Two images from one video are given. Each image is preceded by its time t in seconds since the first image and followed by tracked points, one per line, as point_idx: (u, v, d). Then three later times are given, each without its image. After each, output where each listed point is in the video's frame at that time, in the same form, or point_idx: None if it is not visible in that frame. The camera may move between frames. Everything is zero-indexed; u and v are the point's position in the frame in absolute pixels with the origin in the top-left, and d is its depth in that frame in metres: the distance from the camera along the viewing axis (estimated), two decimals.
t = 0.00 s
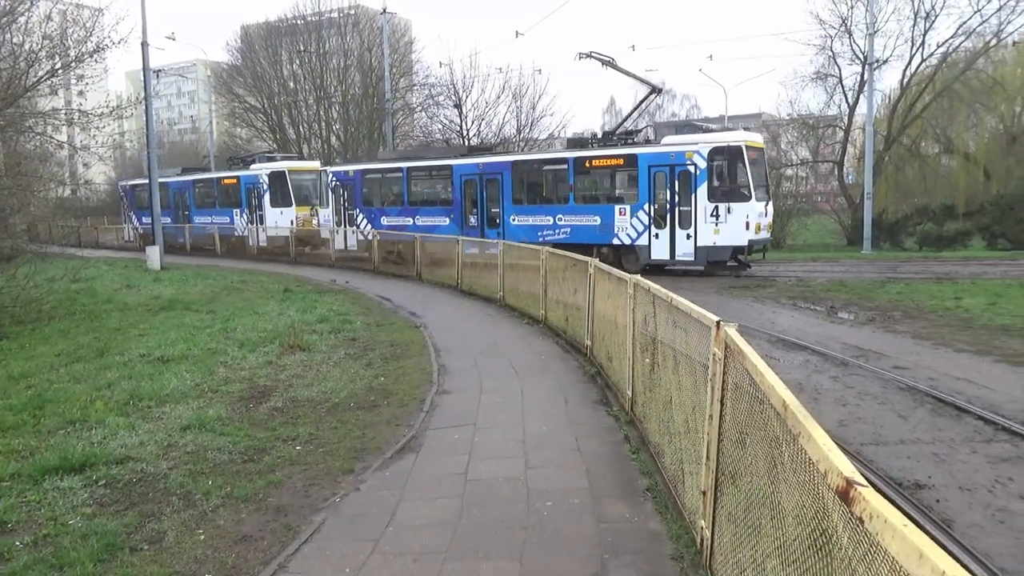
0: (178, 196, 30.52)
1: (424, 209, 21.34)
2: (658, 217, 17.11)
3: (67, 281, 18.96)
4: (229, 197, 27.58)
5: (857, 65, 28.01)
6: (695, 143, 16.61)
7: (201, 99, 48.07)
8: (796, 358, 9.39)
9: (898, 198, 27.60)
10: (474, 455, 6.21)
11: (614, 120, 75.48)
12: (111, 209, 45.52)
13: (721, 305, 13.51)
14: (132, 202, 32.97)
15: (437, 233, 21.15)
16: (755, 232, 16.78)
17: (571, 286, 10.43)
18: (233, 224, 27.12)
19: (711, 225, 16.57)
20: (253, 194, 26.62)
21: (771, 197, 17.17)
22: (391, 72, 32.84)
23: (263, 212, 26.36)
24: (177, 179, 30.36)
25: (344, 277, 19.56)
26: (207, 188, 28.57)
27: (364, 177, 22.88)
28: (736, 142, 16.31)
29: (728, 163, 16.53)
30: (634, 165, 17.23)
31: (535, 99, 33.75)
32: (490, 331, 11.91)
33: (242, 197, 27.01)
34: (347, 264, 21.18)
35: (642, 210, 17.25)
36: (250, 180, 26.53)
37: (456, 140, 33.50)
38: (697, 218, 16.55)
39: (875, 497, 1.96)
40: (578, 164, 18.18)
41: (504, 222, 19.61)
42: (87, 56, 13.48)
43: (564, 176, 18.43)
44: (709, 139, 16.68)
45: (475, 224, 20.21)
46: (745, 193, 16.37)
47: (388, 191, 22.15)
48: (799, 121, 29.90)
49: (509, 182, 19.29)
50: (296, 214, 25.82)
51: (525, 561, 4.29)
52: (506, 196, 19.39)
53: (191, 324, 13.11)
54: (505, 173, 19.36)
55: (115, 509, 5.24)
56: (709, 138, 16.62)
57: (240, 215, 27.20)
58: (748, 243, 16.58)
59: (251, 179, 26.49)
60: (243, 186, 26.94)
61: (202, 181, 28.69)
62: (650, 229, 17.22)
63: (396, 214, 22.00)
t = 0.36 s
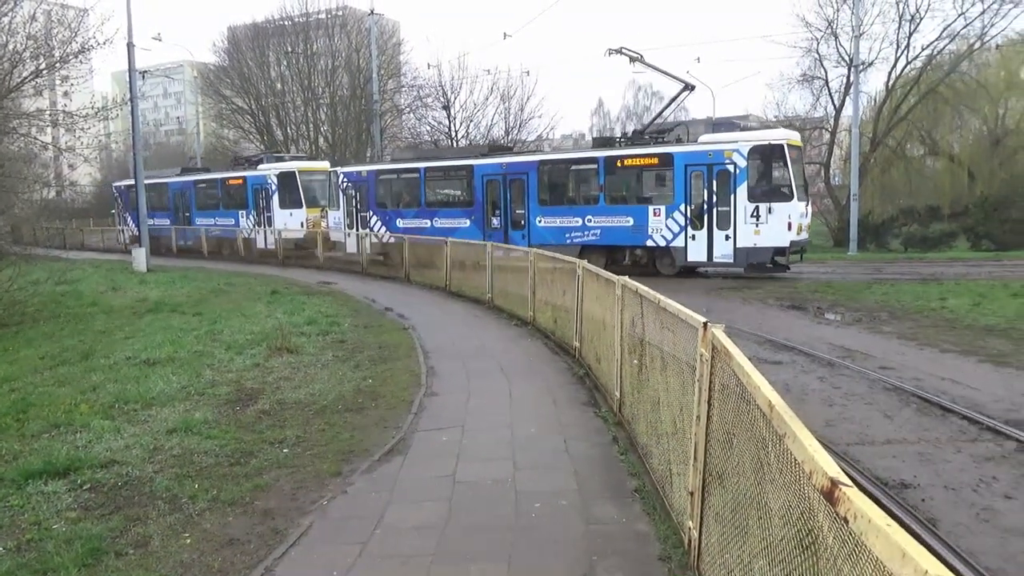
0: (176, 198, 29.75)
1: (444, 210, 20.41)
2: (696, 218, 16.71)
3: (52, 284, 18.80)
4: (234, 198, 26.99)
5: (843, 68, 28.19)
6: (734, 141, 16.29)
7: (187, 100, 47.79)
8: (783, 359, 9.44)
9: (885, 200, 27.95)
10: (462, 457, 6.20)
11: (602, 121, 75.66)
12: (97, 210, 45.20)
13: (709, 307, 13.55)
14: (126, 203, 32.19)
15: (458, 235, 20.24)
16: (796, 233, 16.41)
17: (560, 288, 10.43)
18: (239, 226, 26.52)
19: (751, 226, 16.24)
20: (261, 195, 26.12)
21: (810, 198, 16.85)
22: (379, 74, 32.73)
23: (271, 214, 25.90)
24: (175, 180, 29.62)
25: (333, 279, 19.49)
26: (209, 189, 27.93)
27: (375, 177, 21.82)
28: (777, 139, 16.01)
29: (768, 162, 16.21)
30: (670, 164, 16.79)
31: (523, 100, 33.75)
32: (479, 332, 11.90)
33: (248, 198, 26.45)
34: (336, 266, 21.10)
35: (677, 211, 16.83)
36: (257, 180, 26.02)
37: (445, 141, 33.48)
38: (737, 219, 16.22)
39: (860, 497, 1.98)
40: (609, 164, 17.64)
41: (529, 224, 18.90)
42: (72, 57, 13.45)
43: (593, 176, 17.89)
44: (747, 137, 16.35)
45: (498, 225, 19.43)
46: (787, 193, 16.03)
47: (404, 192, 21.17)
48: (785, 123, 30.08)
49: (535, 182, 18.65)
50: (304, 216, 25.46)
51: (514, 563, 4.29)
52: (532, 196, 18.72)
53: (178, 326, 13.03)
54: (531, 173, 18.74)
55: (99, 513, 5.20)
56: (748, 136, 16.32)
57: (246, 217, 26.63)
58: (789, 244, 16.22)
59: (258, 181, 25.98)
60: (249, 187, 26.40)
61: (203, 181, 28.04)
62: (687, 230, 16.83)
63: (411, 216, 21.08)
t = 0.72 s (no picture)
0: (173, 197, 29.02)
1: (461, 211, 20.15)
2: (731, 218, 16.52)
3: (33, 286, 18.60)
4: (237, 199, 26.35)
5: (825, 70, 28.41)
6: (772, 140, 16.09)
7: (170, 100, 47.44)
8: (767, 358, 9.51)
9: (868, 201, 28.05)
10: (448, 458, 6.19)
11: (587, 121, 75.91)
12: (78, 211, 44.71)
13: (695, 307, 13.62)
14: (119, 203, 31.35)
15: (476, 236, 19.98)
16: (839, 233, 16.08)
17: (546, 288, 10.43)
18: (242, 228, 25.94)
19: (790, 226, 16.02)
20: (267, 195, 25.57)
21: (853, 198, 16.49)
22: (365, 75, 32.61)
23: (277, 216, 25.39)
24: (172, 179, 28.89)
25: (318, 280, 19.41)
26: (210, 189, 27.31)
27: (388, 178, 21.43)
28: (819, 137, 15.79)
29: (810, 161, 15.91)
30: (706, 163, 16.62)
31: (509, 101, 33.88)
32: (464, 333, 11.89)
33: (252, 199, 25.88)
34: (320, 267, 21.03)
35: (713, 210, 16.67)
36: (262, 180, 25.49)
37: (430, 142, 33.58)
38: (776, 219, 16.03)
39: (837, 494, 2.00)
40: (640, 163, 17.45)
41: (555, 224, 18.63)
42: (53, 57, 13.33)
43: (623, 175, 17.67)
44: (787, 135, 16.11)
45: (520, 226, 19.18)
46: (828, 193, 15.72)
47: (418, 193, 20.86)
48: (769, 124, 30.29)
49: (559, 182, 18.45)
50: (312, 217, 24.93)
51: (498, 565, 4.28)
52: (557, 197, 18.48)
53: (161, 328, 12.92)
54: (556, 172, 18.52)
55: (80, 518, 5.14)
56: (787, 134, 16.09)
57: (250, 218, 26.08)
58: (830, 245, 15.92)
59: (264, 181, 25.37)
60: (253, 187, 25.86)
61: (204, 181, 27.39)
62: (722, 230, 16.66)
63: (428, 217, 20.72)
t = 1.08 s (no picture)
0: (161, 199, 27.91)
1: (472, 212, 19.67)
2: (758, 218, 16.47)
3: None
4: (231, 200, 25.37)
5: (798, 73, 28.74)
6: (802, 139, 16.11)
7: (142, 101, 46.76)
8: (741, 359, 9.59)
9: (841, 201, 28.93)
10: (424, 461, 6.17)
11: (564, 123, 76.14)
12: (46, 214, 43.91)
13: (670, 308, 13.71)
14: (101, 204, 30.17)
15: (488, 237, 19.49)
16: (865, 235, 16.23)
17: (522, 289, 10.44)
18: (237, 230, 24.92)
19: (820, 226, 16.07)
20: (264, 196, 24.58)
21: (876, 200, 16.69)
22: (341, 76, 32.45)
23: (275, 217, 24.43)
24: (160, 180, 27.80)
25: (293, 282, 19.25)
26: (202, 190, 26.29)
27: (392, 177, 20.84)
28: (850, 136, 15.89)
29: (841, 161, 15.97)
30: (733, 163, 16.52)
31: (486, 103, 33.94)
32: (440, 335, 11.86)
33: (249, 200, 24.89)
34: (294, 269, 20.89)
35: (740, 211, 16.57)
36: (259, 180, 24.51)
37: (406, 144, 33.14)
38: (806, 219, 16.06)
39: (805, 494, 2.02)
40: (663, 163, 17.28)
41: (572, 225, 18.33)
42: (21, 56, 13.07)
43: (645, 175, 17.50)
44: (818, 134, 16.16)
45: (536, 227, 18.80)
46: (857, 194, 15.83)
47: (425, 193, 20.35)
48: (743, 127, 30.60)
49: (578, 183, 18.18)
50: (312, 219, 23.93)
51: (473, 568, 4.27)
52: (575, 197, 18.20)
53: (132, 332, 12.73)
54: (574, 172, 18.25)
55: (48, 526, 5.05)
56: (817, 134, 16.14)
57: (246, 220, 25.07)
58: (859, 246, 16.03)
59: (261, 181, 24.42)
60: (250, 188, 24.89)
61: (195, 182, 26.35)
62: (749, 231, 16.59)
63: (436, 218, 20.20)
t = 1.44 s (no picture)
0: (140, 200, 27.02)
1: (476, 213, 19.29)
2: (777, 220, 16.60)
3: None
4: (218, 201, 24.74)
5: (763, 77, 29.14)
6: (822, 140, 16.27)
7: (104, 100, 45.95)
8: (708, 359, 9.70)
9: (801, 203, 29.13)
10: (393, 464, 6.14)
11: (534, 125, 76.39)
12: (3, 215, 42.90)
13: (638, 309, 13.81)
14: (73, 205, 29.20)
15: (493, 239, 19.12)
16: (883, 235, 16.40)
17: (491, 292, 10.43)
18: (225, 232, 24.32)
19: (839, 227, 16.22)
20: (254, 196, 24.06)
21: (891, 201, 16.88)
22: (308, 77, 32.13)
23: (266, 219, 23.96)
24: (139, 180, 26.99)
25: (260, 285, 19.04)
26: (186, 191, 25.63)
27: (391, 178, 20.35)
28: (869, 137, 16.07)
29: (860, 161, 16.13)
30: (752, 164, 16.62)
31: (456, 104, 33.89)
32: (409, 337, 11.81)
33: (237, 200, 24.34)
34: (261, 271, 20.68)
35: (759, 212, 16.68)
36: (249, 180, 24.00)
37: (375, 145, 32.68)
38: (826, 220, 16.20)
39: (763, 492, 2.05)
40: (679, 164, 17.31)
41: (584, 226, 18.21)
42: None
43: (660, 176, 17.53)
44: (837, 135, 16.33)
45: (545, 228, 18.54)
46: (875, 195, 15.98)
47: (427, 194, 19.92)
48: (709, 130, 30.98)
49: (590, 183, 18.08)
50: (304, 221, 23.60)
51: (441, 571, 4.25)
52: (587, 197, 18.09)
53: (93, 337, 12.49)
54: (586, 172, 18.13)
55: (3, 537, 4.92)
56: (836, 135, 16.30)
57: (234, 221, 24.53)
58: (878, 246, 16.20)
59: (251, 181, 23.93)
60: (238, 188, 24.35)
61: (179, 182, 25.66)
62: (768, 232, 16.71)
63: (438, 219, 19.80)
